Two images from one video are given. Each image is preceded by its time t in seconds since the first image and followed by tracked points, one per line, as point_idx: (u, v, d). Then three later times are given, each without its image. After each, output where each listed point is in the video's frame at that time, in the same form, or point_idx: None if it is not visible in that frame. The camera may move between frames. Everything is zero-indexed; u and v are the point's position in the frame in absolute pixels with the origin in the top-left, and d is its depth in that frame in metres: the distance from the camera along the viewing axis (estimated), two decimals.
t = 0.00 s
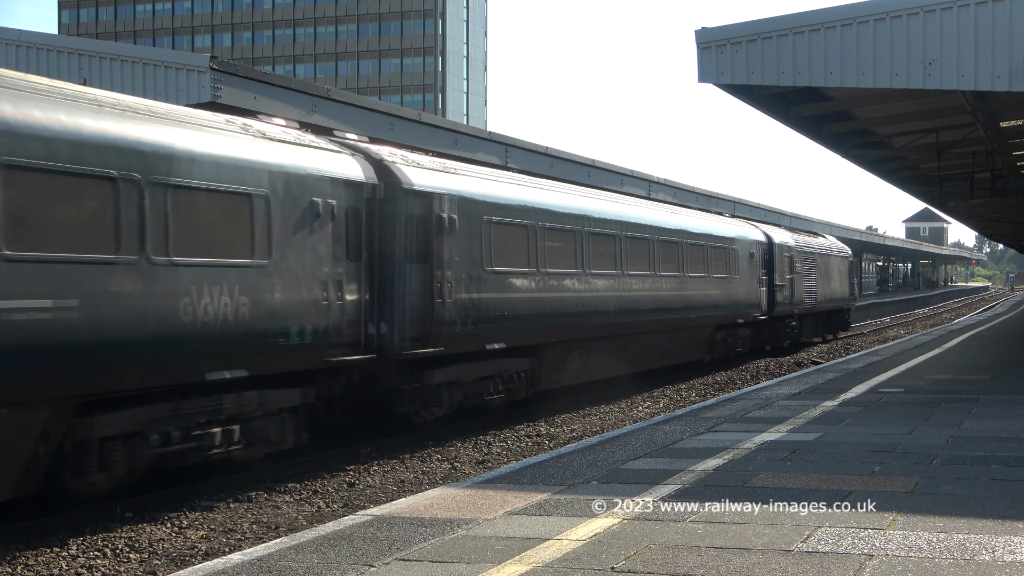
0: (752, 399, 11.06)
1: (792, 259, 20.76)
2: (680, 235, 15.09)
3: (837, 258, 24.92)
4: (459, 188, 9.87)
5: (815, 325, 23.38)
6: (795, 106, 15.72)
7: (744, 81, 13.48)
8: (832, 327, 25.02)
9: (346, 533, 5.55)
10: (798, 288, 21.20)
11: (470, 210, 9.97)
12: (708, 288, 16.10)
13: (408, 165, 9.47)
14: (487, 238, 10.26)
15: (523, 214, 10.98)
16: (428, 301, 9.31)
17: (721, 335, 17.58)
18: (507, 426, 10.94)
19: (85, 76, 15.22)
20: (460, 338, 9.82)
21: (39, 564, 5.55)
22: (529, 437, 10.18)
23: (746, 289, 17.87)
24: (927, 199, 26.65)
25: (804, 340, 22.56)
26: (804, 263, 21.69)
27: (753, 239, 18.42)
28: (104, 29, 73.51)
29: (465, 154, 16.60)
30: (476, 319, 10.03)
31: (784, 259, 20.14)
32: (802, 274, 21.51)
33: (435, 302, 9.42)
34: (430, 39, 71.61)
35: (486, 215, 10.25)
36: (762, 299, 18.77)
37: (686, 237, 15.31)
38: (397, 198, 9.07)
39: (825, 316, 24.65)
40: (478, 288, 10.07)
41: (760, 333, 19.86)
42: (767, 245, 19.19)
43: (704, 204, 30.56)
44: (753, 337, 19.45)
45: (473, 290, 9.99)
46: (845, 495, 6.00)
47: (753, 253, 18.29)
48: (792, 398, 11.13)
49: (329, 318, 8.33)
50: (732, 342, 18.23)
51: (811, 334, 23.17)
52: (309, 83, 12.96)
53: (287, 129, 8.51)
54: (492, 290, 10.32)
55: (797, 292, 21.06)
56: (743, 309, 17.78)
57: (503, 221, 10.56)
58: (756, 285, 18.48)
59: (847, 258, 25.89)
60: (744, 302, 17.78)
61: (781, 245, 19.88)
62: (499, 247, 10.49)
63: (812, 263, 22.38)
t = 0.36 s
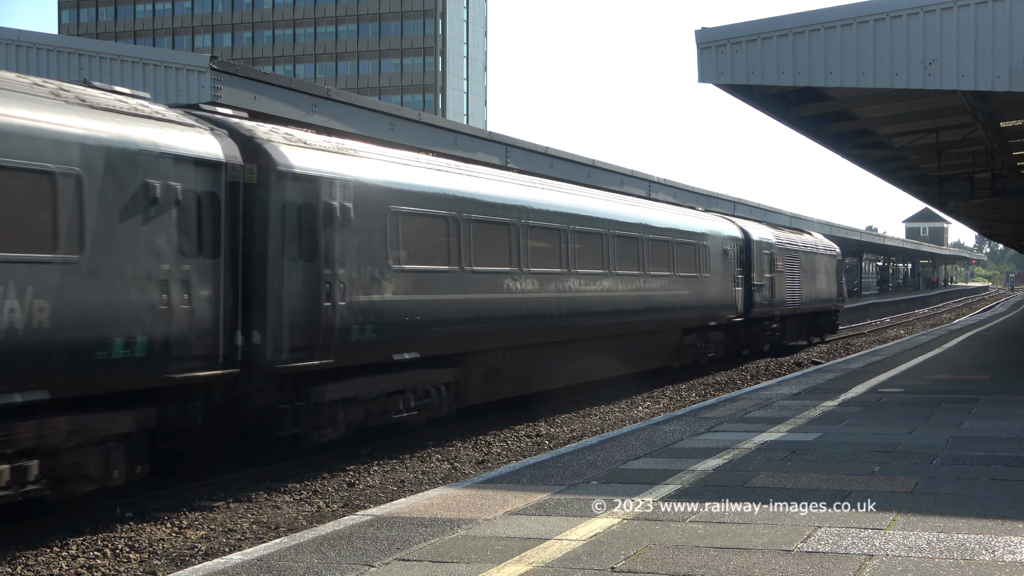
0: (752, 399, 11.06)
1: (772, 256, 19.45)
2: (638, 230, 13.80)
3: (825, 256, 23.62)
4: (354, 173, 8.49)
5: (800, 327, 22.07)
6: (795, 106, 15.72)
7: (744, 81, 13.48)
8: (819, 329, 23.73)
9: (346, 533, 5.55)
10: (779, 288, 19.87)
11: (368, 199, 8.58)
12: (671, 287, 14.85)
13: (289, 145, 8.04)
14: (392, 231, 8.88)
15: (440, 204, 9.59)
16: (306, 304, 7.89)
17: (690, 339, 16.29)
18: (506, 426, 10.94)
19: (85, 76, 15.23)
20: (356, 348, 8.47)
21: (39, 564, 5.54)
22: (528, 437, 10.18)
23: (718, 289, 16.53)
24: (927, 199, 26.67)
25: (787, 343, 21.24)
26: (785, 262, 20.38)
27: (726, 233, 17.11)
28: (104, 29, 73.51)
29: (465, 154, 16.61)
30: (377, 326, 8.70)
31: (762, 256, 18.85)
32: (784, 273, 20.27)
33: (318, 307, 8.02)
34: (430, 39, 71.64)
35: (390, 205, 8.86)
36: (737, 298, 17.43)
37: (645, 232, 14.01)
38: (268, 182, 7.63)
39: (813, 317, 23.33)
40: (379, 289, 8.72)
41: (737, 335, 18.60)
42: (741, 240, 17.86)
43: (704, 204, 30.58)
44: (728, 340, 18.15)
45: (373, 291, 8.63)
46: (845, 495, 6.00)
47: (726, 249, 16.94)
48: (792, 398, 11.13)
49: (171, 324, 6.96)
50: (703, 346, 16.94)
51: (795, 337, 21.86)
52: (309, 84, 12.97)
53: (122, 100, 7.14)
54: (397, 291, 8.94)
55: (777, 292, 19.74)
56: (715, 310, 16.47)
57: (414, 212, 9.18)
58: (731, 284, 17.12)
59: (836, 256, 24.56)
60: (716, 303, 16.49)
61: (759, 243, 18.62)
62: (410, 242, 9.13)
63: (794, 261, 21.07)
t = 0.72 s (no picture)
0: (752, 399, 11.06)
1: (748, 254, 17.80)
2: (591, 224, 12.17)
3: (809, 255, 22.04)
4: (205, 149, 6.97)
5: (781, 330, 20.61)
6: (796, 106, 15.71)
7: (744, 81, 13.48)
8: (803, 332, 22.28)
9: (346, 533, 5.55)
10: (758, 289, 18.28)
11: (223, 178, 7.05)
12: (630, 287, 13.12)
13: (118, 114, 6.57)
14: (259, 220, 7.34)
15: (328, 188, 7.98)
16: (135, 311, 6.39)
17: (654, 345, 14.66)
18: (506, 426, 10.94)
19: (85, 76, 15.23)
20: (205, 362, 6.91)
21: (39, 564, 5.55)
22: (529, 437, 10.18)
23: (686, 288, 14.91)
24: (927, 199, 26.67)
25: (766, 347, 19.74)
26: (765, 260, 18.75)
27: (696, 229, 15.49)
28: (103, 29, 73.51)
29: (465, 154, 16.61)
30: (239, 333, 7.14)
31: (738, 254, 17.22)
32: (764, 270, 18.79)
33: (154, 313, 6.52)
34: (430, 39, 71.64)
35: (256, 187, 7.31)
36: (708, 300, 15.78)
37: (599, 226, 12.36)
38: (83, 158, 6.17)
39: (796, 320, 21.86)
40: (245, 290, 7.19)
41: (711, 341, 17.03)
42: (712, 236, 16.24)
43: (704, 203, 30.59)
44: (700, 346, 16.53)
45: (232, 292, 7.08)
46: (845, 495, 6.00)
47: (695, 246, 15.38)
48: (792, 398, 11.14)
49: None
50: (670, 352, 15.33)
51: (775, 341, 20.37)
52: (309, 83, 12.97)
53: None
54: (268, 293, 7.38)
55: (755, 292, 18.11)
56: (682, 314, 14.90)
57: (290, 198, 7.62)
58: (701, 284, 15.48)
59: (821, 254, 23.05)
60: (683, 304, 14.85)
61: (736, 239, 17.13)
62: (284, 234, 7.57)
63: (774, 259, 19.47)
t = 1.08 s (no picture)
0: (752, 399, 11.07)
1: (719, 251, 16.66)
2: (527, 217, 11.03)
3: (791, 253, 20.85)
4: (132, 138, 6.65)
5: (758, 333, 19.43)
6: (795, 106, 15.71)
7: (744, 81, 13.48)
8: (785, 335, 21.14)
9: (346, 533, 5.55)
10: (730, 290, 17.12)
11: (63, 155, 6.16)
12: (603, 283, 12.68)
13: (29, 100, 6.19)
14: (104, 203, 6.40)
15: (184, 170, 6.96)
16: None
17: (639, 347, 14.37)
18: (506, 426, 10.95)
19: (85, 76, 15.23)
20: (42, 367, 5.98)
21: (39, 564, 5.55)
22: (528, 437, 10.19)
23: (643, 289, 13.73)
24: (927, 199, 26.67)
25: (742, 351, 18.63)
26: (739, 258, 17.59)
27: (656, 225, 14.36)
28: (104, 29, 73.52)
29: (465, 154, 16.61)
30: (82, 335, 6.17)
31: (705, 251, 16.09)
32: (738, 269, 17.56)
33: None
34: (430, 39, 71.65)
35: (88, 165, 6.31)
36: (669, 300, 14.62)
37: (535, 219, 11.21)
38: None
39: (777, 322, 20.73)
40: (40, 291, 5.95)
41: (678, 346, 15.87)
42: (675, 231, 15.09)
43: (704, 203, 30.60)
44: (664, 351, 15.38)
45: (21, 293, 5.85)
46: (845, 495, 6.00)
47: (656, 242, 14.30)
48: (792, 398, 11.14)
49: None
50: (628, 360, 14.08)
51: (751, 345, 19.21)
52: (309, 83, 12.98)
53: None
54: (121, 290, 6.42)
55: (727, 292, 16.94)
56: (655, 316, 14.18)
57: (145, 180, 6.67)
58: (660, 284, 14.30)
59: (805, 254, 21.87)
60: (640, 305, 13.68)
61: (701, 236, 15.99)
62: (136, 222, 6.59)
63: (750, 257, 18.31)
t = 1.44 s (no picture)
0: (752, 399, 11.06)
1: (685, 248, 15.29)
2: (447, 208, 9.74)
3: (772, 250, 19.42)
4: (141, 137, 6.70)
5: (734, 337, 18.15)
6: (795, 106, 15.72)
7: (744, 81, 13.48)
8: (766, 338, 19.82)
9: (346, 533, 5.55)
10: (700, 291, 15.76)
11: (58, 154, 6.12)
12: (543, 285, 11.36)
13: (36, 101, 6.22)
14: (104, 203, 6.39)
15: (178, 168, 6.90)
16: None
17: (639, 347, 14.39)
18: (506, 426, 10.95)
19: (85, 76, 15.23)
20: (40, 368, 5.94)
21: (39, 564, 5.55)
22: (528, 437, 10.18)
23: (589, 294, 12.40)
24: (927, 199, 26.68)
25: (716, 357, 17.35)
26: (710, 256, 16.22)
27: (607, 221, 13.00)
28: (104, 29, 73.55)
29: (465, 154, 16.62)
30: (76, 337, 6.12)
31: (668, 249, 14.72)
32: (709, 269, 16.24)
33: None
34: (430, 39, 71.67)
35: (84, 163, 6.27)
36: (625, 303, 13.29)
37: (456, 209, 9.88)
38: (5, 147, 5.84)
39: (756, 324, 19.37)
40: None
41: (638, 352, 14.55)
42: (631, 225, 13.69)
43: (704, 204, 30.61)
44: (620, 357, 14.04)
45: None
46: (846, 495, 6.00)
47: (609, 237, 12.97)
48: (792, 398, 11.14)
49: None
50: (578, 369, 12.79)
51: (726, 350, 17.87)
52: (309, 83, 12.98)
53: None
54: (115, 291, 6.37)
55: (696, 293, 15.55)
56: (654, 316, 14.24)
57: (135, 178, 6.60)
58: (612, 286, 12.94)
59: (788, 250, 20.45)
60: (586, 309, 12.33)
61: (665, 232, 14.69)
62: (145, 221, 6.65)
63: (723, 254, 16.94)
